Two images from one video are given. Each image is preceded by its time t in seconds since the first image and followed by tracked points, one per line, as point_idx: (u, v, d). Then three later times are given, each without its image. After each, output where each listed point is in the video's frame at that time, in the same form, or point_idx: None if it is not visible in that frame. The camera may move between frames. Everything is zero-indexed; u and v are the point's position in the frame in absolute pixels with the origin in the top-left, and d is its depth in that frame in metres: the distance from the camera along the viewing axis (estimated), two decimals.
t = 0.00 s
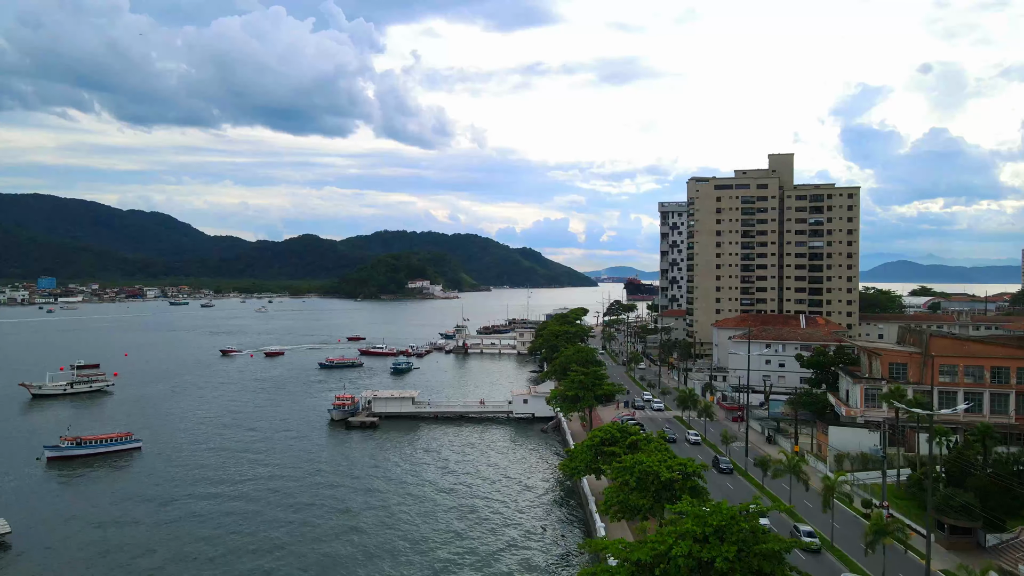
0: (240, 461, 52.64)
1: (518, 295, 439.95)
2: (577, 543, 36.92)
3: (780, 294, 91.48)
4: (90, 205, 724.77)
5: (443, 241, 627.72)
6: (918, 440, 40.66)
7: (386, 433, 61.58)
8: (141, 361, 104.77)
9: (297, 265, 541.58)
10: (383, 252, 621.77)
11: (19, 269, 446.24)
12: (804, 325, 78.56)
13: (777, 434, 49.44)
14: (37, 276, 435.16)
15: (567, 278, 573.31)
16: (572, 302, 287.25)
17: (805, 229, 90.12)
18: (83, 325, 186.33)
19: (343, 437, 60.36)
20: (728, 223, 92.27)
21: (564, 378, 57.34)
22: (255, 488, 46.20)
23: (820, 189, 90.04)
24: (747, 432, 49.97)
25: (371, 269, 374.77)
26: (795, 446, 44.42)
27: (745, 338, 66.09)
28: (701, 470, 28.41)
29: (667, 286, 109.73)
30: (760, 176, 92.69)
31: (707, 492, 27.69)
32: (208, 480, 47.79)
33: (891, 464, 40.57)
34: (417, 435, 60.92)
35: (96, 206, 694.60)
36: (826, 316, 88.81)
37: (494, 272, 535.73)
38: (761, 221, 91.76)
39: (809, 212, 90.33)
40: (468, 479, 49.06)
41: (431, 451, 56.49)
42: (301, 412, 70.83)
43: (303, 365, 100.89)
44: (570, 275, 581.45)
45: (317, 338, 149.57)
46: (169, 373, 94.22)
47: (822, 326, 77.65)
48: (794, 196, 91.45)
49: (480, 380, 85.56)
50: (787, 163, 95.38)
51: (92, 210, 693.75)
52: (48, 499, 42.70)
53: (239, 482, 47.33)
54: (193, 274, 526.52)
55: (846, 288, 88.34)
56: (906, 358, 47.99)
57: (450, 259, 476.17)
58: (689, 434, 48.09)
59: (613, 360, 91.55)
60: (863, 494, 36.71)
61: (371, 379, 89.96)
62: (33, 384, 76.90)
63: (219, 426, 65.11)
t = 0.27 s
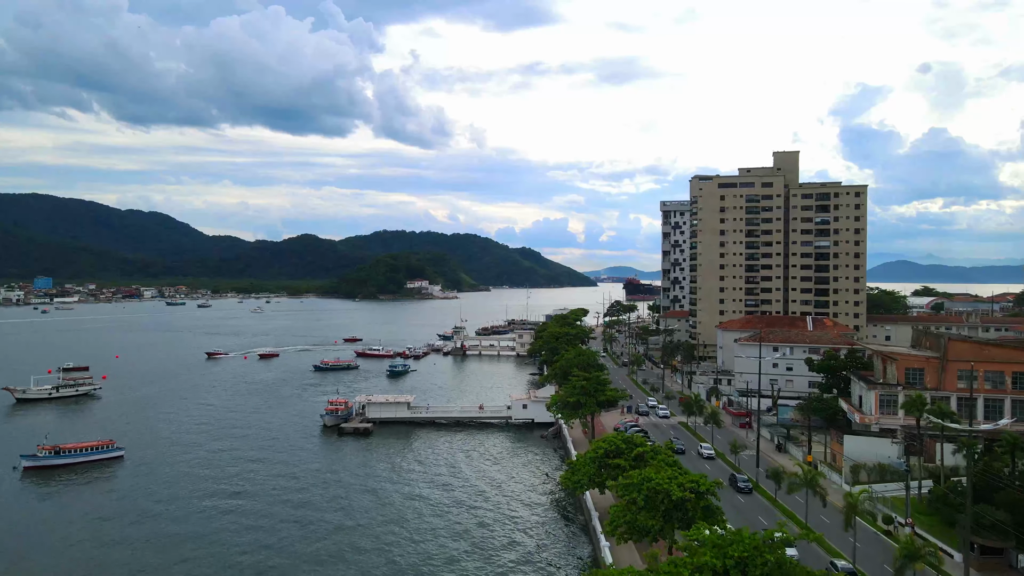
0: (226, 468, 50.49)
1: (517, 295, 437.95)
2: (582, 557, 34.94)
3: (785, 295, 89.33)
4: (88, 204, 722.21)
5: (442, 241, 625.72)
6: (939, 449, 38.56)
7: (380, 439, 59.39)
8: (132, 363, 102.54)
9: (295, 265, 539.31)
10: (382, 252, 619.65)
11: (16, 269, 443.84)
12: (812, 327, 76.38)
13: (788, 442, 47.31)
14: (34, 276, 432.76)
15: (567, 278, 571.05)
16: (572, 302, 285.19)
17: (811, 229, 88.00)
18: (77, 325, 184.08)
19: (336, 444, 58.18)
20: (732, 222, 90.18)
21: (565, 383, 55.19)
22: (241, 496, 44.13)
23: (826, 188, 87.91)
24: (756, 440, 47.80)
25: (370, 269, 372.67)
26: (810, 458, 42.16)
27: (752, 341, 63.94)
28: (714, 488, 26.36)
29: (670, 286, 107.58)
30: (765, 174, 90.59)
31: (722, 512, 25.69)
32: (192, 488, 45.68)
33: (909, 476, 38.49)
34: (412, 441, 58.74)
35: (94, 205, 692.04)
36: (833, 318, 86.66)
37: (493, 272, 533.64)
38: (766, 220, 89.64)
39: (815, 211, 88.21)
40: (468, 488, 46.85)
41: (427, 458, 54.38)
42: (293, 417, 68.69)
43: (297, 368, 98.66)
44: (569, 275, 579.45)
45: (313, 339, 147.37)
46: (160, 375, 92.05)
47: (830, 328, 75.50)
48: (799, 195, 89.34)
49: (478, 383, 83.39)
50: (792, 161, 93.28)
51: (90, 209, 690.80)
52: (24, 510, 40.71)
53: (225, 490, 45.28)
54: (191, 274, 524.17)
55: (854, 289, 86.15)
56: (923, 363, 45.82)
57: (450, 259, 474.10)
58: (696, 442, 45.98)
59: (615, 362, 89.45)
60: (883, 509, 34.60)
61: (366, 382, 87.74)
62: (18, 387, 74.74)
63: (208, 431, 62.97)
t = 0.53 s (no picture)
0: (212, 478, 48.42)
1: (516, 295, 436.14)
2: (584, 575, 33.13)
3: (791, 297, 87.23)
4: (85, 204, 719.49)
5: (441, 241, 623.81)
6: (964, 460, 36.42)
7: (374, 446, 57.28)
8: (122, 365, 100.29)
9: (293, 264, 537.09)
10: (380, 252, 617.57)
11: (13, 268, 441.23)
12: (819, 329, 74.33)
13: (800, 451, 45.22)
14: (30, 276, 430.03)
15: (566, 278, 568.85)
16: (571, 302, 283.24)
17: (817, 229, 85.87)
18: (71, 326, 181.72)
19: (328, 451, 56.09)
20: (736, 221, 88.10)
21: (565, 388, 53.08)
22: (226, 509, 42.13)
23: (833, 186, 85.77)
24: (766, 449, 45.78)
25: (368, 268, 370.59)
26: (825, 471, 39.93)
27: (758, 344, 61.83)
28: (731, 510, 24.31)
29: (672, 287, 105.48)
30: (770, 172, 88.46)
31: (739, 536, 23.67)
32: (173, 500, 43.68)
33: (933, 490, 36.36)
34: (408, 448, 56.59)
35: (91, 205, 689.35)
36: (840, 320, 84.54)
37: (492, 272, 531.66)
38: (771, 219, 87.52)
39: (821, 210, 86.08)
40: (467, 499, 44.45)
41: (423, 465, 52.31)
42: (285, 422, 66.61)
43: (291, 370, 96.46)
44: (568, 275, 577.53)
45: (310, 340, 145.20)
46: (150, 379, 89.91)
47: (839, 331, 73.40)
48: (805, 194, 87.20)
49: (476, 387, 81.28)
50: (797, 159, 91.21)
51: (87, 209, 688.00)
52: None
53: (209, 502, 43.22)
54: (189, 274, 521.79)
55: (861, 290, 84.04)
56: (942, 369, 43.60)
57: (448, 259, 472.11)
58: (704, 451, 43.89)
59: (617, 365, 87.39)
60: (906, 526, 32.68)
61: (362, 385, 85.60)
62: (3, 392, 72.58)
63: (196, 437, 60.88)
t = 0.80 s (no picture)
0: (199, 487, 46.36)
1: (515, 295, 434.18)
2: None
3: (797, 297, 85.09)
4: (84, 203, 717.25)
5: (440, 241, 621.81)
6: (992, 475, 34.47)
7: (368, 453, 55.18)
8: (112, 367, 98.13)
9: (292, 264, 535.02)
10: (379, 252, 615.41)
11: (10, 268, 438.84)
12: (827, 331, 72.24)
13: (814, 460, 43.10)
14: (27, 275, 427.72)
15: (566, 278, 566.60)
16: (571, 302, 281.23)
17: (824, 228, 83.69)
18: (65, 326, 179.49)
19: (320, 458, 53.99)
20: (741, 220, 86.00)
21: (567, 394, 50.97)
22: (211, 521, 40.05)
23: (841, 184, 83.58)
24: (777, 458, 43.71)
25: (367, 268, 368.60)
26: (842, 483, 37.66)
27: (766, 347, 59.71)
28: (751, 534, 22.20)
29: (674, 288, 103.36)
30: (776, 170, 86.31)
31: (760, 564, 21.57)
32: (157, 511, 41.64)
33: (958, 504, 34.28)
34: (403, 455, 54.50)
35: (90, 204, 686.99)
36: (848, 321, 82.36)
37: (491, 272, 529.67)
38: (777, 218, 85.37)
39: (828, 209, 83.89)
40: (467, 508, 42.14)
41: (419, 473, 50.22)
42: (278, 427, 64.53)
43: (286, 373, 94.32)
44: (567, 275, 575.57)
45: (306, 341, 143.08)
46: (141, 381, 87.81)
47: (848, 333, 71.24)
48: (812, 192, 85.03)
49: (474, 390, 79.17)
50: (803, 156, 89.07)
51: (86, 208, 685.62)
52: None
53: (194, 513, 41.19)
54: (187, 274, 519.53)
55: (869, 290, 81.88)
56: (964, 375, 41.39)
57: (448, 259, 470.13)
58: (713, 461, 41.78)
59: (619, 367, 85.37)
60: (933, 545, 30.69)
61: (357, 388, 83.45)
62: None
63: (185, 443, 58.79)
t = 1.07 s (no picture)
0: (183, 498, 44.26)
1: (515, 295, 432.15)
2: None
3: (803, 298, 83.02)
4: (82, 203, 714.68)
5: (439, 241, 619.53)
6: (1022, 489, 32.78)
7: (361, 461, 53.02)
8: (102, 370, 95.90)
9: (291, 264, 532.72)
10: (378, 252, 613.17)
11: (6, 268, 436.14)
12: (835, 334, 70.11)
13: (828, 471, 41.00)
14: (24, 275, 424.96)
15: (566, 278, 564.33)
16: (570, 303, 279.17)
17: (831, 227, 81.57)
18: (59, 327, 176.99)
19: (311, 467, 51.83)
20: (746, 219, 83.90)
21: (568, 400, 48.81)
22: (193, 536, 37.95)
23: (848, 182, 81.44)
24: (790, 468, 41.64)
25: (366, 268, 366.33)
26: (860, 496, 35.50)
27: (774, 350, 57.55)
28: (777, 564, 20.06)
29: (677, 288, 101.26)
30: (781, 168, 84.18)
31: None
32: (137, 524, 39.55)
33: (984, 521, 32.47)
34: (397, 463, 52.30)
35: (87, 203, 684.25)
36: (856, 322, 80.24)
37: (490, 272, 527.42)
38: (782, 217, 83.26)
39: (835, 207, 81.76)
40: (468, 523, 39.73)
41: (414, 482, 48.14)
42: (269, 433, 62.39)
43: (279, 376, 92.08)
44: (567, 275, 573.57)
45: (303, 342, 140.91)
46: (130, 384, 85.58)
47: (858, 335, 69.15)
48: (818, 190, 82.89)
49: (472, 394, 77.00)
50: (810, 153, 86.96)
51: (83, 208, 682.89)
52: None
53: (177, 527, 39.12)
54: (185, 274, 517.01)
55: (877, 291, 79.72)
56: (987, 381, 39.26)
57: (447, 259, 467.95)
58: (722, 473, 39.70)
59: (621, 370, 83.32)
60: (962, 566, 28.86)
61: (352, 392, 81.29)
62: None
63: (172, 450, 56.64)
